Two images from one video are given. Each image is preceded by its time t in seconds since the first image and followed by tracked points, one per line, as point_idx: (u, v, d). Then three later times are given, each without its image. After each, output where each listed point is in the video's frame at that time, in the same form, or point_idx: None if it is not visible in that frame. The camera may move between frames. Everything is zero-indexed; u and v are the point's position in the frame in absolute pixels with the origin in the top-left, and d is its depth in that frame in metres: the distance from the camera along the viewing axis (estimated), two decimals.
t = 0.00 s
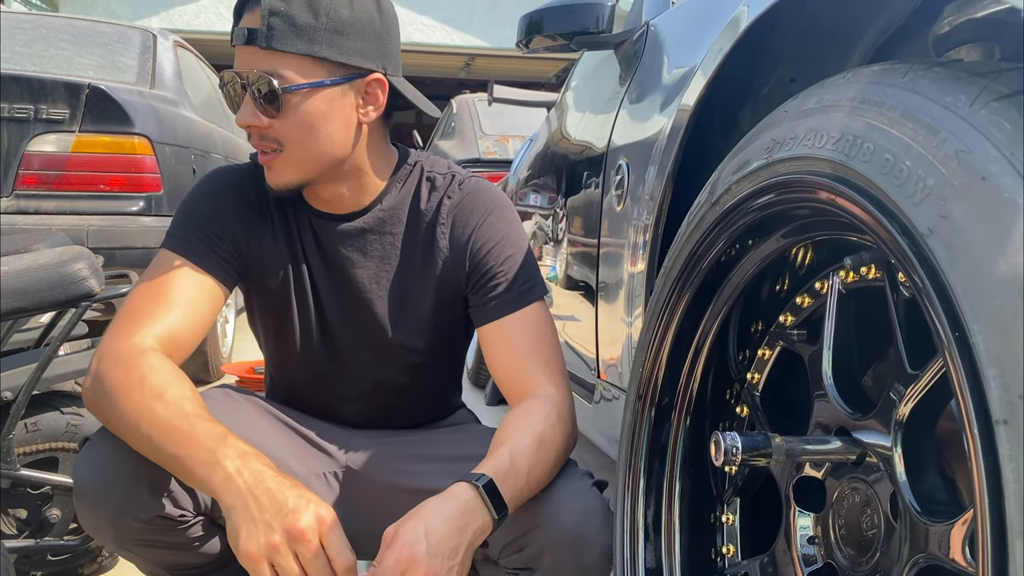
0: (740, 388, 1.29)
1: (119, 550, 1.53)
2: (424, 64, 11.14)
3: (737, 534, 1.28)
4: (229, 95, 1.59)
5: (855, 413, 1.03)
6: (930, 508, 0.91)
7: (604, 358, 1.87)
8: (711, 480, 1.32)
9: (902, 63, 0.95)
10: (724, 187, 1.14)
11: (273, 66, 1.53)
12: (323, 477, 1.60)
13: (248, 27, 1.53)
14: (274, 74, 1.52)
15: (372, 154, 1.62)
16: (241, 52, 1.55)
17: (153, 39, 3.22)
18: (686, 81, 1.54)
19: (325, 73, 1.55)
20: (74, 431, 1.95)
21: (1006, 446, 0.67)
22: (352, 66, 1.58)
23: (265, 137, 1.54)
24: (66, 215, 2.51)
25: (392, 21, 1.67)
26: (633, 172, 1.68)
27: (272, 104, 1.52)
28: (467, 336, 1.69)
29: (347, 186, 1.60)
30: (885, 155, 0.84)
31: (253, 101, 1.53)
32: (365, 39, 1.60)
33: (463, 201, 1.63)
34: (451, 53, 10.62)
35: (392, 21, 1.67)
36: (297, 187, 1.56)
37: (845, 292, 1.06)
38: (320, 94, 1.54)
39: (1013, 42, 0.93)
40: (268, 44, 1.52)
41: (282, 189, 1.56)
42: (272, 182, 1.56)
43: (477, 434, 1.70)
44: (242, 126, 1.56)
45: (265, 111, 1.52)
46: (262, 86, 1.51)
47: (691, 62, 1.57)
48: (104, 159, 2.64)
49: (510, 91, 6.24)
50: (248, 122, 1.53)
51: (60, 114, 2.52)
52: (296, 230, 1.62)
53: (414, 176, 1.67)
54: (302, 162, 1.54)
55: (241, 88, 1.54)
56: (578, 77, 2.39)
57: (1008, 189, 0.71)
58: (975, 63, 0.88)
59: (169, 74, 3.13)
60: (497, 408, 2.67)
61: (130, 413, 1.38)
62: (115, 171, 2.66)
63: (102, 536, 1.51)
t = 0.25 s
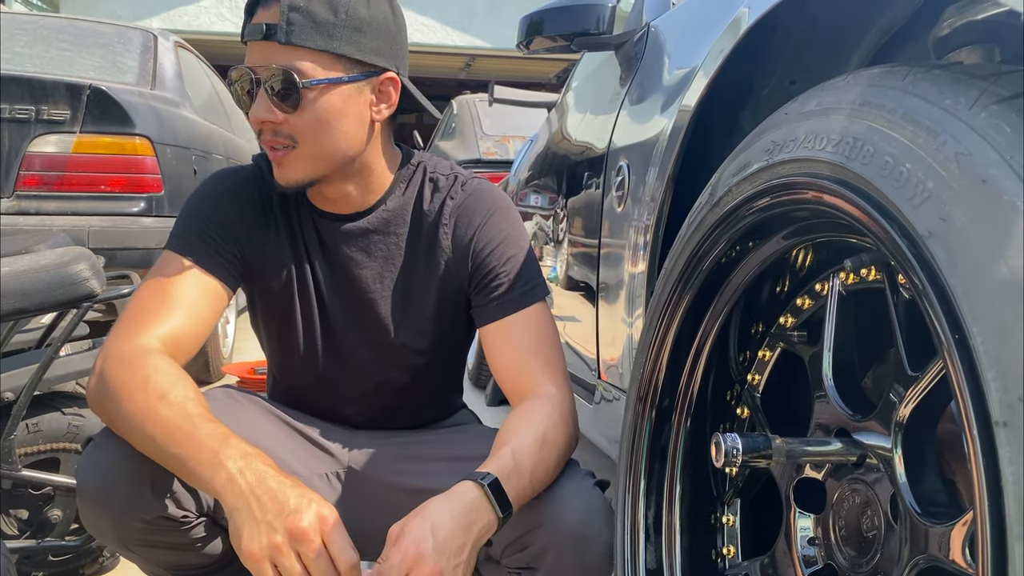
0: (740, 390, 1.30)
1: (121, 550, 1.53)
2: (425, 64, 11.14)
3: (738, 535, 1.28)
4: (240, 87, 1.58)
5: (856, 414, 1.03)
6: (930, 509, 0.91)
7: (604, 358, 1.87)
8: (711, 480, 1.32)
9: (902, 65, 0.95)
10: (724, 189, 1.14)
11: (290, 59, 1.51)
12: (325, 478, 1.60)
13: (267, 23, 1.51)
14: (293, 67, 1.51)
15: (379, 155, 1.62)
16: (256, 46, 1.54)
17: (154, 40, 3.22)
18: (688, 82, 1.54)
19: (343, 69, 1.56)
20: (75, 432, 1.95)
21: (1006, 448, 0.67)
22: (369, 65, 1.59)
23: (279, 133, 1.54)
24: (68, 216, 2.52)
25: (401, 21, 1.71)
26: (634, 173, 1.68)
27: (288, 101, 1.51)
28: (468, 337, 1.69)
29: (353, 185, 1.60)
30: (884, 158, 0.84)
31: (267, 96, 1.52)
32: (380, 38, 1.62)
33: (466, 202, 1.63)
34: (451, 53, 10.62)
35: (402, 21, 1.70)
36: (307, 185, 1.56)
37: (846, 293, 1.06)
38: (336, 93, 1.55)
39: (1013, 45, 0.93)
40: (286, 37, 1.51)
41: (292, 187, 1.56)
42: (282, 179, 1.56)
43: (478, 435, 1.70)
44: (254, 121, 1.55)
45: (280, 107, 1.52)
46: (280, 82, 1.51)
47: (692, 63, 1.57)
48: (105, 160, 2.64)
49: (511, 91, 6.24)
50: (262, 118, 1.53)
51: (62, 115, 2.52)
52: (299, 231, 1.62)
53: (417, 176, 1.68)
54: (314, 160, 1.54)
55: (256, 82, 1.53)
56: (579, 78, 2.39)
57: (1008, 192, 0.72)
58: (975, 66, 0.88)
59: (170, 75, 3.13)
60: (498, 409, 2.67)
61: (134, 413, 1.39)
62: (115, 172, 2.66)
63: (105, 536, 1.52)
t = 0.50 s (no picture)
0: (741, 389, 1.29)
1: (121, 550, 1.54)
2: (425, 64, 11.13)
3: (738, 535, 1.28)
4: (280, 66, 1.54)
5: (856, 414, 1.03)
6: (931, 509, 0.91)
7: (605, 358, 1.87)
8: (712, 480, 1.32)
9: (903, 65, 0.95)
10: (724, 188, 1.14)
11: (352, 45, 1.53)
12: (325, 478, 1.60)
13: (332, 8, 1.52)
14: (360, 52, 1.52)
15: (393, 154, 1.64)
16: (309, 26, 1.52)
17: (154, 40, 3.22)
18: (688, 82, 1.54)
19: (393, 60, 1.60)
20: (75, 432, 1.95)
21: (1006, 447, 0.67)
22: (407, 59, 1.65)
23: (336, 118, 1.53)
24: (68, 215, 2.52)
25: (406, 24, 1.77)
26: (634, 173, 1.68)
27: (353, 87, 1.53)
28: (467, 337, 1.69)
29: (368, 183, 1.59)
30: (884, 158, 0.84)
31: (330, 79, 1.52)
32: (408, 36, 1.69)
33: (466, 202, 1.63)
34: (452, 53, 10.61)
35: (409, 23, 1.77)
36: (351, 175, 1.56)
37: (845, 293, 1.06)
38: (390, 86, 1.59)
39: (1013, 44, 0.93)
40: (351, 24, 1.53)
41: (338, 176, 1.55)
42: (332, 165, 1.54)
43: (479, 434, 1.70)
44: (304, 105, 1.52)
45: (344, 92, 1.53)
46: (348, 66, 1.52)
47: (692, 63, 1.58)
48: (105, 160, 2.65)
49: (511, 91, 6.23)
50: (325, 99, 1.51)
51: (62, 115, 2.51)
52: (300, 231, 1.62)
53: (417, 176, 1.69)
54: (365, 151, 1.56)
55: (316, 61, 1.52)
56: (580, 78, 2.39)
57: (1009, 191, 0.72)
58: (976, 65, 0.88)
59: (170, 75, 3.13)
60: (498, 409, 2.67)
61: (135, 414, 1.39)
62: (116, 171, 2.67)
63: (105, 536, 1.52)
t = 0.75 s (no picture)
0: (742, 389, 1.29)
1: (123, 549, 1.53)
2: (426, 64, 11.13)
3: (740, 534, 1.28)
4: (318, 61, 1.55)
5: (858, 414, 1.03)
6: (933, 509, 0.91)
7: (606, 358, 1.86)
8: (714, 480, 1.32)
9: (905, 63, 0.95)
10: (726, 187, 1.14)
11: (394, 49, 1.57)
12: (325, 478, 1.61)
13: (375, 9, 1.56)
14: (403, 56, 1.57)
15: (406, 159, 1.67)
16: (351, 25, 1.55)
17: (155, 39, 3.22)
18: (688, 82, 1.54)
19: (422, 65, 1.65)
20: (76, 431, 1.95)
21: (1010, 447, 0.67)
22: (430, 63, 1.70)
23: (372, 118, 1.57)
24: (69, 215, 2.52)
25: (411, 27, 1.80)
26: (635, 173, 1.67)
27: (391, 91, 1.57)
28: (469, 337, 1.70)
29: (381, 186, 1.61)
30: (887, 156, 0.84)
31: (370, 80, 1.56)
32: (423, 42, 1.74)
33: (470, 201, 1.65)
34: (453, 53, 10.60)
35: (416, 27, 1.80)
36: (378, 178, 1.59)
37: (847, 293, 1.06)
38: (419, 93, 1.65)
39: (1015, 43, 0.93)
40: (394, 27, 1.57)
41: (367, 177, 1.56)
42: (365, 164, 1.56)
43: (479, 434, 1.69)
44: (343, 103, 1.55)
45: (382, 96, 1.57)
46: (389, 69, 1.57)
47: (692, 63, 1.58)
48: (106, 160, 2.64)
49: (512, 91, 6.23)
50: (365, 99, 1.54)
51: (63, 115, 2.52)
52: (304, 232, 1.63)
53: (421, 175, 1.71)
54: (393, 155, 1.60)
55: (357, 62, 1.55)
56: (581, 77, 2.39)
57: (1013, 190, 0.71)
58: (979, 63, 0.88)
59: (171, 75, 3.13)
60: (499, 409, 2.67)
61: (139, 416, 1.39)
62: (117, 171, 2.66)
63: (106, 536, 1.52)
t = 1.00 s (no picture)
0: (743, 387, 1.29)
1: (123, 548, 1.53)
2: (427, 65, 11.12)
3: (740, 534, 1.27)
4: (330, 58, 1.55)
5: (861, 412, 1.02)
6: (934, 507, 0.91)
7: (606, 358, 1.86)
8: (715, 479, 1.32)
9: (907, 59, 0.95)
10: (727, 185, 1.13)
11: (404, 46, 1.58)
12: (326, 476, 1.61)
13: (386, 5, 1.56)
14: (414, 54, 1.58)
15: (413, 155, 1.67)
16: (362, 22, 1.55)
17: (155, 39, 3.21)
18: (688, 81, 1.54)
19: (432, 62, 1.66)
20: (76, 431, 1.95)
21: (1014, 444, 0.66)
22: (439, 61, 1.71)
23: (382, 115, 1.58)
24: (68, 214, 2.54)
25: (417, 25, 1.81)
26: (636, 172, 1.67)
27: (401, 88, 1.59)
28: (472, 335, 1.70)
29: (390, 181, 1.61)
30: (889, 152, 0.83)
31: (381, 77, 1.57)
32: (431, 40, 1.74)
33: (474, 200, 1.65)
34: (453, 53, 10.60)
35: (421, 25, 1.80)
36: (387, 174, 1.59)
37: (849, 290, 1.06)
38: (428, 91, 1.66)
39: (1018, 40, 0.93)
40: (405, 25, 1.58)
41: (377, 172, 1.57)
42: (375, 160, 1.56)
43: (479, 433, 1.69)
44: (354, 99, 1.56)
45: (393, 93, 1.58)
46: (399, 67, 1.58)
47: (692, 62, 1.58)
48: (107, 158, 2.62)
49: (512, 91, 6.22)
50: (376, 96, 1.55)
51: (64, 114, 2.53)
52: (308, 230, 1.63)
53: (428, 172, 1.70)
54: (402, 150, 1.60)
55: (369, 59, 1.55)
56: (581, 77, 2.38)
57: (1016, 185, 0.71)
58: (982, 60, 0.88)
59: (172, 74, 3.13)
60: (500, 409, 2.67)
61: (140, 412, 1.38)
62: (117, 170, 2.65)
63: (105, 532, 1.51)
